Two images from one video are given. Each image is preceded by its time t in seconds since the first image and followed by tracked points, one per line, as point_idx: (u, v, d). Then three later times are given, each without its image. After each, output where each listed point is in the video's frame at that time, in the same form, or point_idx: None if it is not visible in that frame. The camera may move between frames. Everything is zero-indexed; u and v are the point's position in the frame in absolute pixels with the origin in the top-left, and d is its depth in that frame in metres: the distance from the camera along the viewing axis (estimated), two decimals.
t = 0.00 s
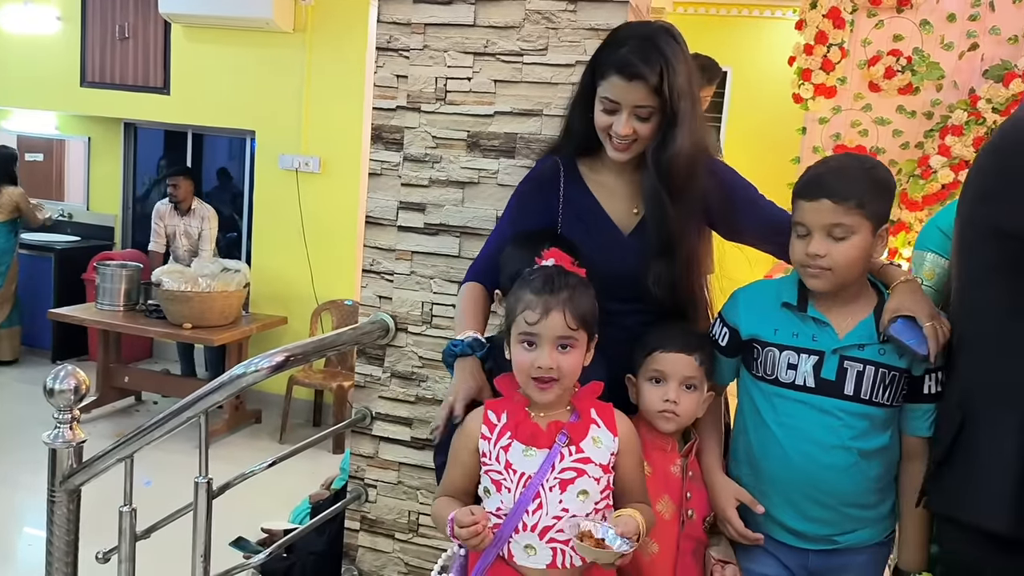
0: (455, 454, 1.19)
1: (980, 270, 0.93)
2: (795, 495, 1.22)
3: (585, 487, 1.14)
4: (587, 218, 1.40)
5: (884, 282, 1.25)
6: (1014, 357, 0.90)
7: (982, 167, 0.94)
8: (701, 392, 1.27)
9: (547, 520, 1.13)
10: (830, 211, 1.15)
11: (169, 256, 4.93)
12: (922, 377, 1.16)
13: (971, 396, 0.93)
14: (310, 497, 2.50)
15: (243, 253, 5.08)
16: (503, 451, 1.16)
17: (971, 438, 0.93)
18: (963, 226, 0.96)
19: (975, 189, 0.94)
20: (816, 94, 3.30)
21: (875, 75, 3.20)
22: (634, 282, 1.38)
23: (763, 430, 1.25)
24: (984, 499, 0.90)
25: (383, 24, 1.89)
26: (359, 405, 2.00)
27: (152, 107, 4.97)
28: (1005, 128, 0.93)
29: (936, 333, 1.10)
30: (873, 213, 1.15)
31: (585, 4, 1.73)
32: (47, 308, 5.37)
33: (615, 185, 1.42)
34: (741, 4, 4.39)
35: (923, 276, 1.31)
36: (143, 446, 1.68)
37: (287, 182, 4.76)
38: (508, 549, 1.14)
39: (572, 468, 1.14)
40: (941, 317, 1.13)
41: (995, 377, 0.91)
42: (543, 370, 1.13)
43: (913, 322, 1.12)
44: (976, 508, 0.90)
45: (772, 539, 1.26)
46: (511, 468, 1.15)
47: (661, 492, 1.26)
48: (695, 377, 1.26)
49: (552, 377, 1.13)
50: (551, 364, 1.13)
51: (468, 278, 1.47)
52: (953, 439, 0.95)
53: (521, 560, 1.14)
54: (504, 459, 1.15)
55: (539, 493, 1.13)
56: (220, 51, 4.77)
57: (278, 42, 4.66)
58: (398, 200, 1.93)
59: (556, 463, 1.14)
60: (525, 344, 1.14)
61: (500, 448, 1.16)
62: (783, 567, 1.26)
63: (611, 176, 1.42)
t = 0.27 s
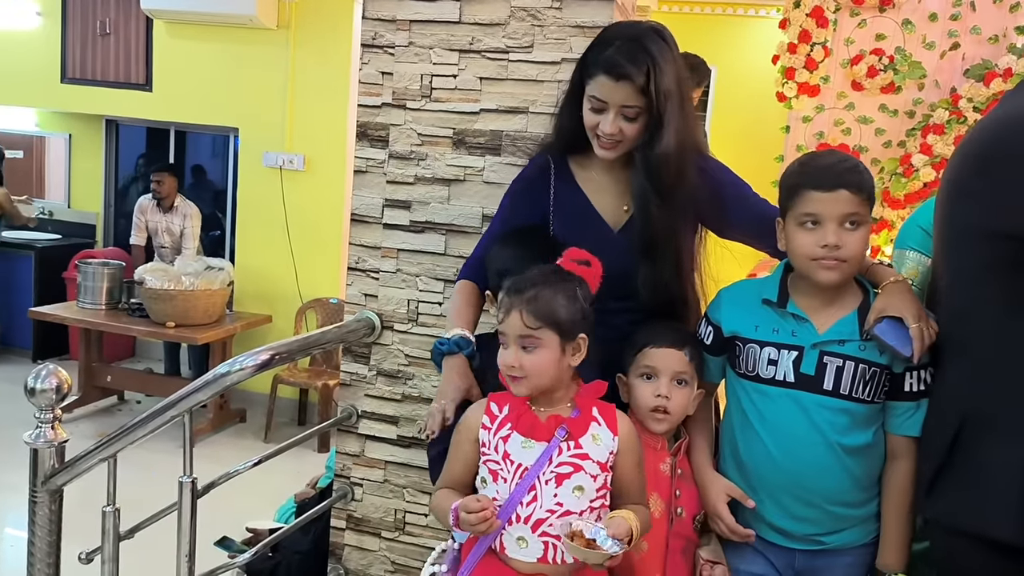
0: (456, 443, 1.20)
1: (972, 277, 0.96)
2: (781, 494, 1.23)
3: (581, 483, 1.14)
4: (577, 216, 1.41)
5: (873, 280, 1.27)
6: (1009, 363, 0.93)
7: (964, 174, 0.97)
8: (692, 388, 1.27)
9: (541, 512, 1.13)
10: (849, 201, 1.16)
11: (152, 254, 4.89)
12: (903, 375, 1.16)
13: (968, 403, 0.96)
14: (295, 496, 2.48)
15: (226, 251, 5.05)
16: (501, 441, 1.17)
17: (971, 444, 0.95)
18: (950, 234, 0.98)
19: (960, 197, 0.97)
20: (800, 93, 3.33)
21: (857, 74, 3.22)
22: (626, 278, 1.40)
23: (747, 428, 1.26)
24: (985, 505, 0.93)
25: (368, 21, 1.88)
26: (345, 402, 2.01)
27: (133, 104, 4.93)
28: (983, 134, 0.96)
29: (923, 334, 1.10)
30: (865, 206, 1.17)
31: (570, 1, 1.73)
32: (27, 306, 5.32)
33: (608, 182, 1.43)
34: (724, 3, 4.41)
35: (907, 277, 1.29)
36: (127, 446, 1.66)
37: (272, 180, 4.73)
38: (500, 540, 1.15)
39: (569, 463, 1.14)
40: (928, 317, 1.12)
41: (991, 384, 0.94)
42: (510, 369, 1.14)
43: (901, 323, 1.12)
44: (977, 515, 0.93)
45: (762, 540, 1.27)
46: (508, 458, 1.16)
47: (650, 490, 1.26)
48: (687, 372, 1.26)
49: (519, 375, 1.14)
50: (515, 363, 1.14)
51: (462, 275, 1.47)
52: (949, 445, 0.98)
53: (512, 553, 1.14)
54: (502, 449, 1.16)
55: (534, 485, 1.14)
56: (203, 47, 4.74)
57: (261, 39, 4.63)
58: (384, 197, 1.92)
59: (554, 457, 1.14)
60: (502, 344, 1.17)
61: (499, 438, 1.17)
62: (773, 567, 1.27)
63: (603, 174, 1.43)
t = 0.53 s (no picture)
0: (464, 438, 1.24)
1: (968, 282, 0.96)
2: (779, 496, 1.24)
3: (571, 487, 1.14)
4: (577, 217, 1.42)
5: (874, 282, 1.25)
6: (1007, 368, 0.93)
7: (961, 179, 0.97)
8: (689, 391, 1.28)
9: (530, 514, 1.14)
10: (850, 194, 1.17)
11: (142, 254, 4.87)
12: (900, 379, 1.17)
13: (966, 408, 0.97)
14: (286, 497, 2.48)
15: (216, 250, 5.03)
16: (498, 440, 1.19)
17: (971, 450, 0.96)
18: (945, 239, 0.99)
19: (958, 202, 0.97)
20: (790, 93, 3.34)
21: (847, 74, 3.24)
22: (626, 281, 1.40)
23: (747, 430, 1.26)
24: (985, 510, 0.93)
25: (360, 20, 1.88)
26: (337, 402, 2.00)
27: (122, 103, 4.90)
28: (981, 139, 0.96)
29: (922, 333, 1.09)
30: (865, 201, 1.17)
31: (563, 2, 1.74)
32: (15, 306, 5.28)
33: (605, 184, 1.44)
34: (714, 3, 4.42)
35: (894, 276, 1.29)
36: (118, 446, 1.65)
37: (262, 179, 4.72)
38: (492, 538, 1.18)
39: (561, 466, 1.14)
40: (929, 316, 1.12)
41: (989, 389, 0.95)
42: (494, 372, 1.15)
43: (901, 321, 1.12)
44: (978, 520, 0.94)
45: (760, 542, 1.27)
46: (503, 458, 1.18)
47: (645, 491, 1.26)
48: (682, 376, 1.26)
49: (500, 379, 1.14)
50: (495, 367, 1.14)
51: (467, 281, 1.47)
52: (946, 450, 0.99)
53: (502, 551, 1.17)
54: (498, 448, 1.18)
55: (525, 487, 1.15)
56: (192, 46, 4.72)
57: (251, 37, 4.61)
58: (376, 197, 1.92)
59: (546, 459, 1.15)
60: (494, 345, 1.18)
61: (496, 437, 1.19)
62: (769, 568, 1.27)
63: (600, 176, 1.44)
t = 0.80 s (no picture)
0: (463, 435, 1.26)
1: (963, 287, 0.97)
2: (772, 493, 1.24)
3: (556, 489, 1.14)
4: (577, 219, 1.43)
5: (874, 282, 1.25)
6: (1002, 374, 0.95)
7: (952, 184, 0.98)
8: (686, 389, 1.28)
9: (514, 515, 1.15)
10: (824, 196, 1.18)
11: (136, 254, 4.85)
12: (897, 380, 1.16)
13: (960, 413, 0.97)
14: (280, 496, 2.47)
15: (211, 250, 5.02)
16: (484, 439, 1.19)
17: (966, 454, 0.97)
18: (937, 243, 1.00)
19: (951, 207, 0.98)
20: (784, 94, 3.36)
21: (841, 75, 3.25)
22: (622, 285, 1.41)
23: (741, 430, 1.27)
24: (983, 515, 0.95)
25: (356, 19, 1.88)
26: (333, 402, 2.00)
27: (116, 102, 4.89)
28: (972, 144, 0.97)
29: (922, 330, 1.09)
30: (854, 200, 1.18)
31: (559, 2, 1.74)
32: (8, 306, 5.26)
33: (607, 186, 1.44)
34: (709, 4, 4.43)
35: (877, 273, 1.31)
36: (112, 446, 1.65)
37: (257, 179, 4.71)
38: (477, 539, 1.18)
39: (546, 468, 1.15)
40: (929, 316, 1.12)
41: (984, 395, 0.96)
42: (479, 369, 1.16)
43: (900, 320, 1.12)
44: (976, 524, 0.95)
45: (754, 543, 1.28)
46: (488, 457, 1.18)
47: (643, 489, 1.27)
48: (680, 374, 1.27)
49: (485, 377, 1.15)
50: (479, 365, 1.15)
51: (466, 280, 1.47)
52: (940, 455, 1.00)
53: (487, 552, 1.17)
54: (484, 447, 1.19)
55: (510, 487, 1.15)
56: (187, 45, 4.71)
57: (246, 37, 4.60)
58: (372, 197, 1.92)
59: (530, 460, 1.15)
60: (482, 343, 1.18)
61: (482, 437, 1.19)
62: (763, 568, 1.27)
63: (599, 177, 1.45)
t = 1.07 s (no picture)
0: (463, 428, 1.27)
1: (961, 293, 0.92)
2: (767, 491, 1.24)
3: (500, 496, 1.12)
4: (574, 218, 1.42)
5: (871, 277, 1.24)
6: (1000, 385, 0.89)
7: (956, 183, 0.93)
8: (679, 390, 1.28)
9: (460, 518, 1.14)
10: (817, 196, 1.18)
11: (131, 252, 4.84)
12: (895, 380, 1.16)
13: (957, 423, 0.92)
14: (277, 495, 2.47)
15: (207, 249, 5.01)
16: (438, 440, 1.19)
17: (951, 461, 0.93)
18: (939, 245, 0.95)
19: (951, 208, 0.93)
20: (780, 93, 3.36)
21: (837, 74, 3.26)
22: (629, 285, 1.42)
23: (737, 428, 1.28)
24: (968, 534, 0.89)
25: (352, 18, 1.87)
26: (329, 400, 2.00)
27: (112, 101, 4.88)
28: (977, 141, 0.92)
29: (918, 328, 1.09)
30: (839, 201, 1.19)
31: None
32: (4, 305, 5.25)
33: (607, 184, 1.45)
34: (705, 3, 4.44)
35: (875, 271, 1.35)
36: (108, 445, 1.65)
37: (253, 178, 4.70)
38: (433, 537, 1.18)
39: (490, 474, 1.13)
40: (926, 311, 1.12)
41: (979, 406, 0.90)
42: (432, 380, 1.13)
43: (898, 316, 1.11)
44: (961, 543, 0.90)
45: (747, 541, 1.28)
46: (440, 458, 1.18)
47: (636, 486, 1.27)
48: (673, 375, 1.27)
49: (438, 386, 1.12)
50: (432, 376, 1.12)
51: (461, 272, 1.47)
52: (936, 468, 0.95)
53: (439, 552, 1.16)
54: (438, 448, 1.19)
55: (458, 490, 1.14)
56: (182, 44, 4.70)
57: (243, 35, 4.60)
58: (368, 195, 1.91)
59: (477, 465, 1.14)
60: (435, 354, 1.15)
61: (438, 437, 1.20)
62: (757, 566, 1.27)
63: (599, 175, 1.45)
